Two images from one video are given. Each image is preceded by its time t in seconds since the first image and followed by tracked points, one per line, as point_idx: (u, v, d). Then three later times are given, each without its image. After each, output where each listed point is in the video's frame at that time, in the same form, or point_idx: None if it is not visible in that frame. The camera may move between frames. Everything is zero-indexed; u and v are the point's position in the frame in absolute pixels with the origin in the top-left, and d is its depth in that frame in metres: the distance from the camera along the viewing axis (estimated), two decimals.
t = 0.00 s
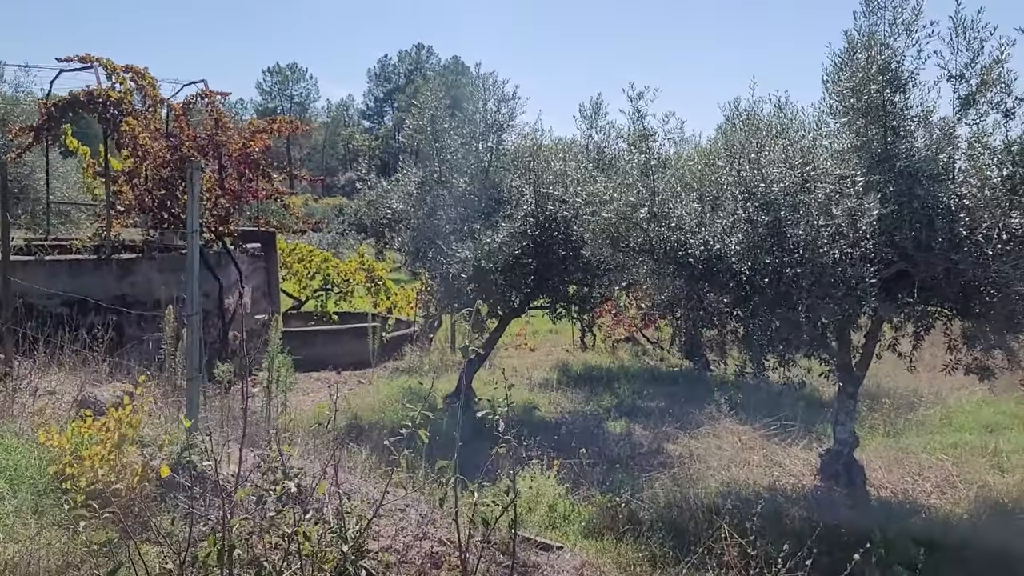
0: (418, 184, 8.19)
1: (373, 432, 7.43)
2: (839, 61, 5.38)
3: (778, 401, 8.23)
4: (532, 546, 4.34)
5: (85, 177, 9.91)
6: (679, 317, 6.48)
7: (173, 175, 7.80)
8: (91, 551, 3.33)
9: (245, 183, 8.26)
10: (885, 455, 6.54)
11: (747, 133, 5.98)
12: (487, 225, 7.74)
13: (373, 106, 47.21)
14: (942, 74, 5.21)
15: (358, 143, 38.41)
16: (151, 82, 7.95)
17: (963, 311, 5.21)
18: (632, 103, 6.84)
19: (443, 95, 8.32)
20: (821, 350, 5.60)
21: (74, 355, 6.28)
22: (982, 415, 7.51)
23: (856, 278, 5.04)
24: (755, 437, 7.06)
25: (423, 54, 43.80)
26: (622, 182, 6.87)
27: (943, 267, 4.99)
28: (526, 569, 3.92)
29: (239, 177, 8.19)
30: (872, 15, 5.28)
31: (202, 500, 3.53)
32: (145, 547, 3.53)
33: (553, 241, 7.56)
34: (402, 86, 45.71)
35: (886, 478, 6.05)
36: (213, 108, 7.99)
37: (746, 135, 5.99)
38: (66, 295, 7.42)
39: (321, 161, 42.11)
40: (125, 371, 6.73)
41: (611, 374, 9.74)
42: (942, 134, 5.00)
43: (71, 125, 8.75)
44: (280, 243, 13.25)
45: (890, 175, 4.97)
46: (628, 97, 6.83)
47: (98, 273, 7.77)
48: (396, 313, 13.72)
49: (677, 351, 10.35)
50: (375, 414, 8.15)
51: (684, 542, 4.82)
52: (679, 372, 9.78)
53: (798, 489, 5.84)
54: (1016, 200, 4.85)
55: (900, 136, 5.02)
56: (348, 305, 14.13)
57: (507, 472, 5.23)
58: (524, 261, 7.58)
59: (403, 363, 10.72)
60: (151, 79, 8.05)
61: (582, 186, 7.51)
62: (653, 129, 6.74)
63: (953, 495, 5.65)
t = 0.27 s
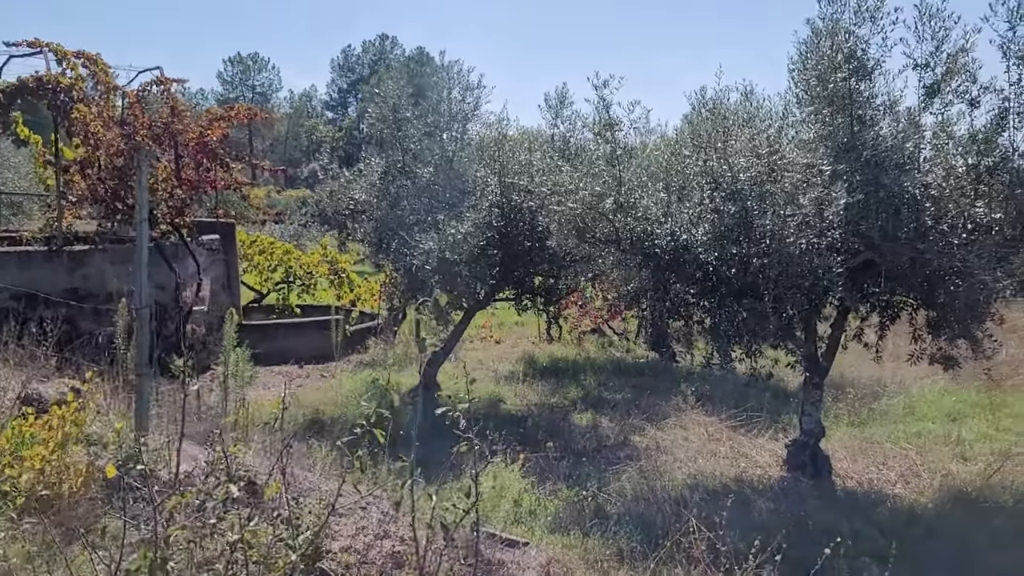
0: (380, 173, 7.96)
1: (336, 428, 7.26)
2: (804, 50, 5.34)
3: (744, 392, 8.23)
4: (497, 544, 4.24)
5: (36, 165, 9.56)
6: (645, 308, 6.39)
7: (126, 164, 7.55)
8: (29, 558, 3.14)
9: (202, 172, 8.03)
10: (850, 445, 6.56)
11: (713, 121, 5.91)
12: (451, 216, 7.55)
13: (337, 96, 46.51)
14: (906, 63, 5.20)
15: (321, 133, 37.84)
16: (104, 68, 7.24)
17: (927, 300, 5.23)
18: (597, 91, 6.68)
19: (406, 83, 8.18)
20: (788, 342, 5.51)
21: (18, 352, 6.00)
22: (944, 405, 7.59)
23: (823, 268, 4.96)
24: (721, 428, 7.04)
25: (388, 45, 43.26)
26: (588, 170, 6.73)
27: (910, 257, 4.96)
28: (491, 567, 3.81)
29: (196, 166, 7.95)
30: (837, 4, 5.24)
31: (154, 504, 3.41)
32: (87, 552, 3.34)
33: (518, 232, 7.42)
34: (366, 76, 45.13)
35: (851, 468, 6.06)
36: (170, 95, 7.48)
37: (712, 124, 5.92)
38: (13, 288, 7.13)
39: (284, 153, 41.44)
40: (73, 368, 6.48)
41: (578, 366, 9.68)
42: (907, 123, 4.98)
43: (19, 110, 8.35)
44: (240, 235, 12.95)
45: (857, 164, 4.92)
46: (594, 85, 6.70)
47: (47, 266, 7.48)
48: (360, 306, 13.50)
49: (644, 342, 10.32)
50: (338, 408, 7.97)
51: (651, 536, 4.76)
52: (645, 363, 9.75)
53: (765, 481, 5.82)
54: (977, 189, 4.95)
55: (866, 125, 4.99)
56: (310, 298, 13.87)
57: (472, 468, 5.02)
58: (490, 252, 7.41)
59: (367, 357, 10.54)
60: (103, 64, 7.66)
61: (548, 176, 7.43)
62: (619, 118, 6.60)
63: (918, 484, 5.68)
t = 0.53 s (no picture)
0: (358, 163, 7.81)
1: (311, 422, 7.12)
2: (787, 36, 5.25)
3: (725, 384, 8.19)
4: (474, 540, 4.14)
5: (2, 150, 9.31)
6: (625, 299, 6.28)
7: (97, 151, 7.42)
8: None
9: (176, 163, 7.94)
10: (831, 437, 6.53)
11: (694, 109, 5.77)
12: (429, 206, 7.46)
13: (317, 88, 46.08)
14: (890, 50, 5.13)
15: (300, 125, 37.44)
16: (75, 55, 7.00)
17: (910, 291, 5.16)
18: (577, 79, 6.50)
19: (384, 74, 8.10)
20: (770, 332, 5.47)
21: None
22: (925, 396, 7.59)
23: (805, 258, 4.88)
24: (702, 421, 6.98)
25: (368, 37, 42.85)
26: (566, 159, 6.59)
27: (893, 247, 4.91)
28: (468, 565, 3.71)
29: (169, 156, 7.87)
30: None
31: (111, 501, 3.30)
32: (42, 552, 3.20)
33: (498, 222, 7.31)
34: (346, 68, 44.72)
35: (832, 460, 6.02)
36: (142, 84, 7.44)
37: (694, 113, 5.74)
38: None
39: (264, 144, 40.99)
40: (37, 361, 6.27)
41: (558, 359, 9.61)
42: (890, 111, 4.91)
43: None
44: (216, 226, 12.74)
45: (840, 152, 4.84)
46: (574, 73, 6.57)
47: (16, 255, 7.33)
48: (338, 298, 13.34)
49: (625, 334, 10.26)
50: (314, 402, 7.83)
51: (631, 530, 4.68)
52: (627, 355, 9.70)
53: (747, 473, 5.77)
54: (961, 178, 4.89)
55: (848, 113, 4.93)
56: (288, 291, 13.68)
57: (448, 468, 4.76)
58: (469, 243, 7.32)
59: (345, 350, 10.39)
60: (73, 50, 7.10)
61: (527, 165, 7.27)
62: (599, 106, 6.46)
63: (899, 476, 5.65)
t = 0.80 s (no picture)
0: (319, 159, 7.55)
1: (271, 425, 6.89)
2: (756, 31, 5.16)
3: (693, 385, 8.12)
4: (434, 549, 3.97)
5: None
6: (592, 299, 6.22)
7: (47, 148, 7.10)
8: None
9: (132, 159, 7.70)
10: (799, 438, 6.47)
11: (662, 104, 5.57)
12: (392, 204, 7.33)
13: (285, 88, 45.50)
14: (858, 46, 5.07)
15: (267, 125, 36.88)
16: (24, 47, 6.53)
17: (878, 290, 5.09)
18: (542, 73, 6.39)
19: (343, 62, 7.74)
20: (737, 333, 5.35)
21: None
22: (891, 397, 7.59)
23: (774, 256, 4.81)
24: (670, 422, 6.88)
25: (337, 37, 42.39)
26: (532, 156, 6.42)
27: (862, 245, 4.87)
28: None
29: (125, 152, 7.63)
30: None
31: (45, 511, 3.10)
32: None
33: (465, 222, 7.21)
34: (315, 67, 44.20)
35: (800, 462, 5.96)
36: (95, 77, 7.25)
37: (661, 107, 5.57)
38: None
39: (229, 144, 40.32)
40: None
41: (525, 361, 9.48)
42: (858, 107, 4.85)
43: None
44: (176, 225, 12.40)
45: (809, 148, 4.79)
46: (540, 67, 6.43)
47: None
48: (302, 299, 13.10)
49: (593, 336, 10.16)
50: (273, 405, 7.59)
51: (596, 535, 4.55)
52: (595, 356, 9.61)
53: (714, 475, 5.68)
54: (930, 175, 4.85)
55: (816, 109, 4.87)
56: (251, 292, 13.37)
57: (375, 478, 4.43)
58: (434, 242, 7.19)
59: (308, 351, 10.15)
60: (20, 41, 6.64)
61: (490, 161, 6.99)
62: (566, 102, 6.30)
63: (867, 478, 5.60)
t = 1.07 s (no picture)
0: (281, 175, 7.39)
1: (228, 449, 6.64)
2: (725, 45, 5.10)
3: (662, 404, 8.02)
4: None
5: None
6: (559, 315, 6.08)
7: None
8: None
9: (88, 176, 7.35)
10: (770, 459, 6.38)
11: (630, 119, 5.51)
12: (355, 220, 7.16)
13: (253, 104, 45.07)
14: (827, 62, 5.05)
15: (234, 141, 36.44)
16: None
17: (847, 308, 5.13)
18: (510, 88, 6.36)
19: (306, 77, 7.57)
20: (706, 352, 5.29)
21: None
22: (860, 415, 7.56)
23: (744, 273, 4.78)
24: (639, 443, 6.76)
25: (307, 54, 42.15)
26: (497, 171, 6.26)
27: (831, 263, 4.89)
28: None
29: (81, 167, 7.30)
30: None
31: None
32: None
33: (430, 239, 6.99)
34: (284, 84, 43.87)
35: (771, 483, 5.86)
36: (50, 89, 7.05)
37: (630, 122, 5.49)
38: None
39: (196, 160, 39.74)
40: None
41: (493, 381, 9.31)
42: (827, 123, 4.82)
43: None
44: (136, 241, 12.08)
45: (779, 164, 4.74)
46: (507, 82, 6.33)
47: None
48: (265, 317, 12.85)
49: (562, 354, 10.04)
50: (230, 427, 7.34)
51: (562, 564, 4.39)
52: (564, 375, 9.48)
53: (684, 498, 5.55)
54: (899, 193, 4.82)
55: (785, 125, 4.82)
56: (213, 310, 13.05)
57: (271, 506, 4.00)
58: (398, 259, 6.98)
59: (270, 371, 9.89)
60: None
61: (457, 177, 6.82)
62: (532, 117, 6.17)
63: (838, 499, 5.52)
